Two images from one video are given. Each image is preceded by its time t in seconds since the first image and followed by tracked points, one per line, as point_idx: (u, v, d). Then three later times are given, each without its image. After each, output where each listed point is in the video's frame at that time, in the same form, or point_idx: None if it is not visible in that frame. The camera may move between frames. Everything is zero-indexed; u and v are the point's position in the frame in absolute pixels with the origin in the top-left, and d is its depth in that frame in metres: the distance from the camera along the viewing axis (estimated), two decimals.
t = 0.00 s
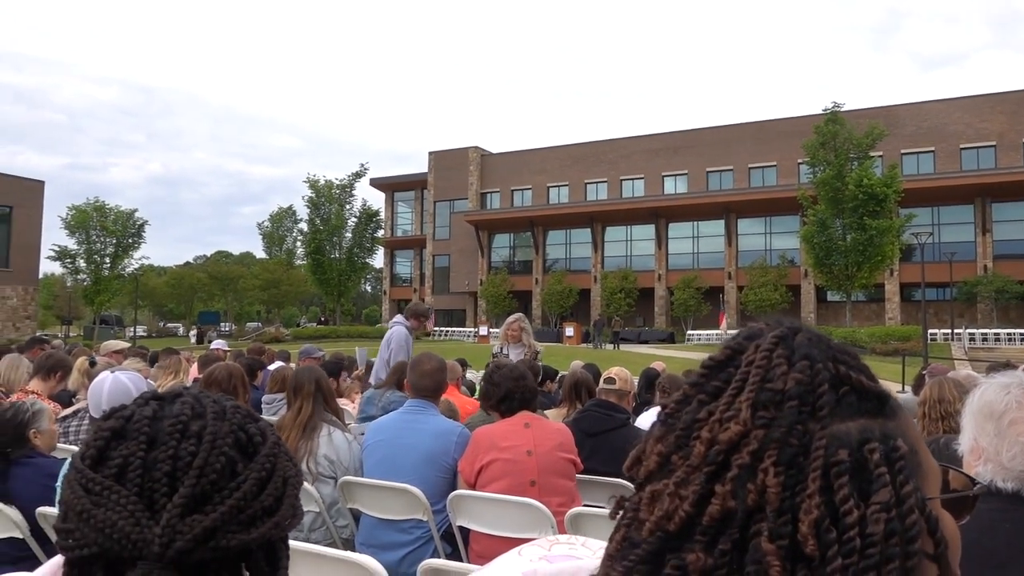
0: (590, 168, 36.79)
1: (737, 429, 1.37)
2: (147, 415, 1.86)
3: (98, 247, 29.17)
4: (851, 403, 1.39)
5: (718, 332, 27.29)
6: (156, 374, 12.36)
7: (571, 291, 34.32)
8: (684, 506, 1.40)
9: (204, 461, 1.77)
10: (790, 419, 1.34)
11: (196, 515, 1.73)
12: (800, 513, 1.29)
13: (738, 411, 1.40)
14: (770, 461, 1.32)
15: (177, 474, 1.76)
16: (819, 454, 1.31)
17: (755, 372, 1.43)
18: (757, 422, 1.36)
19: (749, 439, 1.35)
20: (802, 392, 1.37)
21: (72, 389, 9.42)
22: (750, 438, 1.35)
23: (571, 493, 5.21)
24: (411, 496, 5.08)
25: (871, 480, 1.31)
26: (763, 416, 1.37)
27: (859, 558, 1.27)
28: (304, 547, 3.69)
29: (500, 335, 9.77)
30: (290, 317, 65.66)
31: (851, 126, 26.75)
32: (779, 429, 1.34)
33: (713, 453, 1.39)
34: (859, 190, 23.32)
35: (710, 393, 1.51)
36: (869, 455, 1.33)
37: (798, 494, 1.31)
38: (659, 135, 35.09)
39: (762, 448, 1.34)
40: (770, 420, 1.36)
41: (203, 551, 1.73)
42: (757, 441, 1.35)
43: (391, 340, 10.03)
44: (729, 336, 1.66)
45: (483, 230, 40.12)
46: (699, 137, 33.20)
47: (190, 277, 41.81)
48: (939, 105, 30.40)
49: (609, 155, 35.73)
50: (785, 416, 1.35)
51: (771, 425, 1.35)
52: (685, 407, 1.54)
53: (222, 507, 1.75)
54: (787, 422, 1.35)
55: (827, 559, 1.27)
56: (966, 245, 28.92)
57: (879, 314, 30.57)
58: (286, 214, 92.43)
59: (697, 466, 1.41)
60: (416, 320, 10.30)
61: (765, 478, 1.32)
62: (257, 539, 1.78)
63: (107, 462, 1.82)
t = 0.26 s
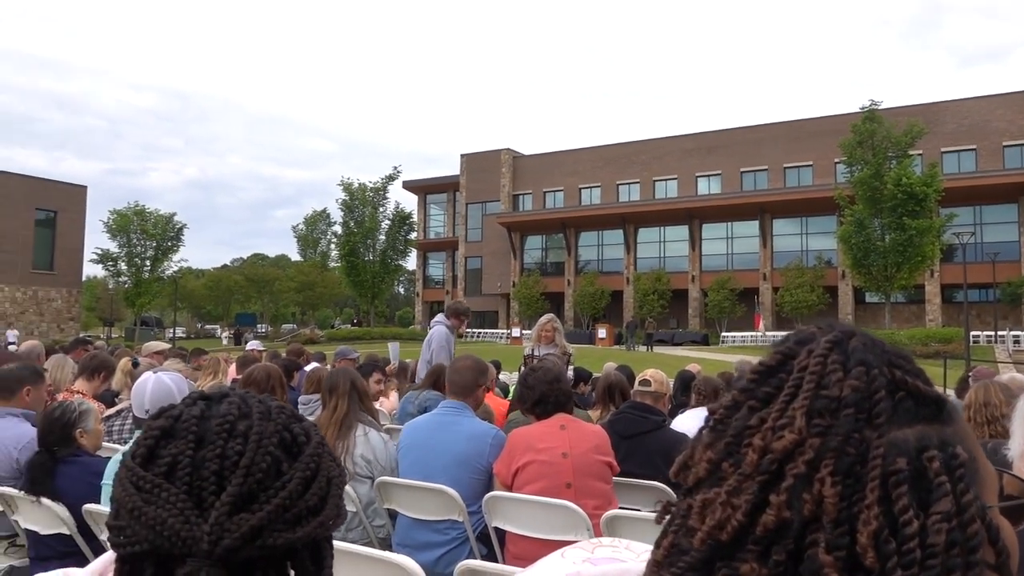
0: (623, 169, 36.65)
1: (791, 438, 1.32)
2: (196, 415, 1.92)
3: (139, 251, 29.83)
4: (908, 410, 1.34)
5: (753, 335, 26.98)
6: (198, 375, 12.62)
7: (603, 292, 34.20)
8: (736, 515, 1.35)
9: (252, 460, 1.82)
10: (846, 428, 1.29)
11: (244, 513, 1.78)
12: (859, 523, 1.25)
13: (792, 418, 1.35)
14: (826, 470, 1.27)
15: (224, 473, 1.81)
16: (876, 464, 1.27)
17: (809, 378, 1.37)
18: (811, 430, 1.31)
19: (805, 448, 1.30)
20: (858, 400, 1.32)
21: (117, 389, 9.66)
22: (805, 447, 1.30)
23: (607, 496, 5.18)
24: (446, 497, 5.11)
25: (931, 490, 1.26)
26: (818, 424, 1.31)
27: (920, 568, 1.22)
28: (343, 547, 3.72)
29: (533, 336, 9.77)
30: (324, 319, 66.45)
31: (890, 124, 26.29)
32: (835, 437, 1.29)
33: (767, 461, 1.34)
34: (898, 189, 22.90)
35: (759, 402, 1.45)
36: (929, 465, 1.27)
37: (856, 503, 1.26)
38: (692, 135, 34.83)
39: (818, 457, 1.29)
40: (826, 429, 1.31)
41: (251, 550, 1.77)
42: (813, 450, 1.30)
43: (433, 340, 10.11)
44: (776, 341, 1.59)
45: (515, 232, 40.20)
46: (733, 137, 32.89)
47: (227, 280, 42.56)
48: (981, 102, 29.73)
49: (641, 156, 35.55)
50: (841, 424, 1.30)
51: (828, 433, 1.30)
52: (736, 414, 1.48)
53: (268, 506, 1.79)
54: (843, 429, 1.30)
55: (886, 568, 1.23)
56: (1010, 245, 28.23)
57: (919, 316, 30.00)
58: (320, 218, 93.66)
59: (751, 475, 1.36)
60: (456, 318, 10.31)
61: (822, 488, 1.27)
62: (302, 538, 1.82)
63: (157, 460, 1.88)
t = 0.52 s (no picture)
0: (651, 166, 36.42)
1: (847, 436, 1.29)
2: (235, 407, 1.95)
3: (174, 248, 30.35)
4: (964, 409, 1.31)
5: (784, 332, 26.69)
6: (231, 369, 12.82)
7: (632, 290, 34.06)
8: (788, 515, 1.33)
9: (290, 453, 1.85)
10: (904, 427, 1.27)
11: (282, 505, 1.81)
12: (915, 523, 1.24)
13: (846, 417, 1.32)
14: (884, 471, 1.25)
15: (263, 465, 1.84)
16: (933, 464, 1.25)
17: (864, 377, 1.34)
18: (869, 429, 1.29)
19: (860, 447, 1.29)
20: (916, 397, 1.29)
21: (153, 383, 9.84)
22: (862, 446, 1.28)
23: (639, 495, 5.16)
24: (477, 494, 5.13)
25: (991, 491, 1.24)
26: (874, 424, 1.29)
27: (979, 569, 1.21)
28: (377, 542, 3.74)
29: (566, 333, 9.77)
30: (353, 315, 67.03)
31: (925, 119, 25.80)
32: (893, 438, 1.27)
33: (820, 461, 1.31)
34: (935, 185, 22.46)
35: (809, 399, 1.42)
36: (987, 463, 1.26)
37: (914, 504, 1.25)
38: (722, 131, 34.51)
39: (877, 456, 1.27)
40: (883, 429, 1.29)
41: (289, 541, 1.79)
42: (871, 450, 1.28)
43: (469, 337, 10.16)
44: (824, 335, 1.55)
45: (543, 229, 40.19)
46: (764, 132, 32.52)
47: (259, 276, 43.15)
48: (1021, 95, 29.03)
49: (671, 152, 35.30)
50: (899, 423, 1.28)
51: (885, 433, 1.28)
52: (785, 411, 1.44)
53: (307, 498, 1.82)
54: (901, 429, 1.28)
55: (944, 570, 1.22)
56: None
57: (956, 313, 29.43)
58: (350, 215, 94.49)
59: (803, 475, 1.33)
60: (491, 314, 10.34)
61: (880, 488, 1.26)
62: (340, 530, 1.85)
63: (197, 452, 1.91)
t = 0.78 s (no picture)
0: (686, 162, 36.04)
1: (935, 431, 1.18)
2: (266, 401, 1.97)
3: (212, 247, 30.91)
4: None
5: (822, 330, 26.21)
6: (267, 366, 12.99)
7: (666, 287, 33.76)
8: (882, 522, 1.19)
9: (320, 448, 1.85)
10: (990, 413, 1.18)
11: (313, 498, 1.81)
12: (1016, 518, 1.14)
13: (927, 410, 1.20)
14: (980, 460, 1.15)
15: (294, 459, 1.85)
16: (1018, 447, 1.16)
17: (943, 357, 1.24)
18: (956, 420, 1.18)
19: (951, 437, 1.17)
20: (994, 383, 1.20)
21: (191, 379, 10.04)
22: (952, 437, 1.18)
23: (673, 493, 5.11)
24: (509, 490, 5.13)
25: None
26: (960, 413, 1.19)
27: None
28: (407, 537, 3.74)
29: (612, 330, 9.65)
30: (388, 313, 67.55)
31: (969, 111, 25.10)
32: (985, 426, 1.17)
33: (909, 458, 1.19)
34: (978, 178, 21.84)
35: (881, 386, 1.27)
36: None
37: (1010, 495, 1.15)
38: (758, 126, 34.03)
39: (969, 445, 1.17)
40: (969, 415, 1.19)
41: (320, 534, 1.81)
42: (960, 441, 1.17)
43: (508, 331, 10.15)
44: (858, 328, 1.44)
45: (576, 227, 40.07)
46: (801, 127, 31.99)
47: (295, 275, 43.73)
48: None
49: (705, 148, 34.90)
50: (985, 411, 1.18)
51: (972, 423, 1.18)
52: (847, 411, 1.28)
53: (337, 491, 1.82)
54: (986, 415, 1.19)
55: None
56: None
57: (1001, 311, 28.65)
58: (384, 215, 95.26)
59: (890, 476, 1.20)
60: (528, 308, 10.32)
61: (978, 479, 1.15)
62: (371, 524, 1.85)
63: (229, 446, 1.93)
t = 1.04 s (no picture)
0: (706, 158, 35.81)
1: None
2: (286, 399, 1.99)
3: (235, 247, 31.27)
4: None
5: (845, 327, 25.96)
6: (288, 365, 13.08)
7: (687, 284, 33.56)
8: None
9: (340, 444, 1.87)
10: None
11: (333, 495, 1.83)
12: None
13: None
14: None
15: (314, 455, 1.86)
16: None
17: (1001, 319, 1.03)
18: None
19: None
20: None
21: (214, 377, 10.27)
22: None
23: (695, 491, 5.08)
24: (529, 488, 5.13)
25: None
26: None
27: None
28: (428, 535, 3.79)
29: (639, 328, 9.60)
30: (408, 312, 67.91)
31: (995, 103, 24.74)
32: None
33: None
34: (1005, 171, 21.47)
35: (930, 358, 1.03)
36: None
37: None
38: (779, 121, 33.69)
39: None
40: None
41: (340, 531, 1.82)
42: None
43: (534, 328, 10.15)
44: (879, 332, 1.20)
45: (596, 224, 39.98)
46: (824, 121, 31.64)
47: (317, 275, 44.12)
48: None
49: (726, 143, 34.59)
50: None
51: None
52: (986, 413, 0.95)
53: (356, 488, 1.84)
54: None
55: None
56: None
57: None
58: (404, 215, 95.85)
59: None
60: (552, 306, 10.31)
61: None
62: (390, 521, 1.86)
63: (250, 443, 1.95)
